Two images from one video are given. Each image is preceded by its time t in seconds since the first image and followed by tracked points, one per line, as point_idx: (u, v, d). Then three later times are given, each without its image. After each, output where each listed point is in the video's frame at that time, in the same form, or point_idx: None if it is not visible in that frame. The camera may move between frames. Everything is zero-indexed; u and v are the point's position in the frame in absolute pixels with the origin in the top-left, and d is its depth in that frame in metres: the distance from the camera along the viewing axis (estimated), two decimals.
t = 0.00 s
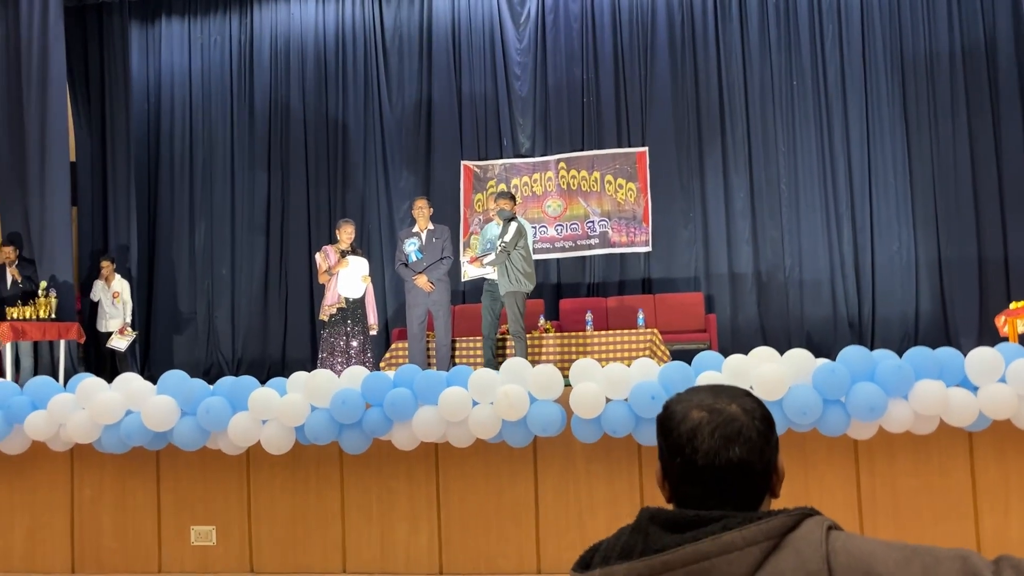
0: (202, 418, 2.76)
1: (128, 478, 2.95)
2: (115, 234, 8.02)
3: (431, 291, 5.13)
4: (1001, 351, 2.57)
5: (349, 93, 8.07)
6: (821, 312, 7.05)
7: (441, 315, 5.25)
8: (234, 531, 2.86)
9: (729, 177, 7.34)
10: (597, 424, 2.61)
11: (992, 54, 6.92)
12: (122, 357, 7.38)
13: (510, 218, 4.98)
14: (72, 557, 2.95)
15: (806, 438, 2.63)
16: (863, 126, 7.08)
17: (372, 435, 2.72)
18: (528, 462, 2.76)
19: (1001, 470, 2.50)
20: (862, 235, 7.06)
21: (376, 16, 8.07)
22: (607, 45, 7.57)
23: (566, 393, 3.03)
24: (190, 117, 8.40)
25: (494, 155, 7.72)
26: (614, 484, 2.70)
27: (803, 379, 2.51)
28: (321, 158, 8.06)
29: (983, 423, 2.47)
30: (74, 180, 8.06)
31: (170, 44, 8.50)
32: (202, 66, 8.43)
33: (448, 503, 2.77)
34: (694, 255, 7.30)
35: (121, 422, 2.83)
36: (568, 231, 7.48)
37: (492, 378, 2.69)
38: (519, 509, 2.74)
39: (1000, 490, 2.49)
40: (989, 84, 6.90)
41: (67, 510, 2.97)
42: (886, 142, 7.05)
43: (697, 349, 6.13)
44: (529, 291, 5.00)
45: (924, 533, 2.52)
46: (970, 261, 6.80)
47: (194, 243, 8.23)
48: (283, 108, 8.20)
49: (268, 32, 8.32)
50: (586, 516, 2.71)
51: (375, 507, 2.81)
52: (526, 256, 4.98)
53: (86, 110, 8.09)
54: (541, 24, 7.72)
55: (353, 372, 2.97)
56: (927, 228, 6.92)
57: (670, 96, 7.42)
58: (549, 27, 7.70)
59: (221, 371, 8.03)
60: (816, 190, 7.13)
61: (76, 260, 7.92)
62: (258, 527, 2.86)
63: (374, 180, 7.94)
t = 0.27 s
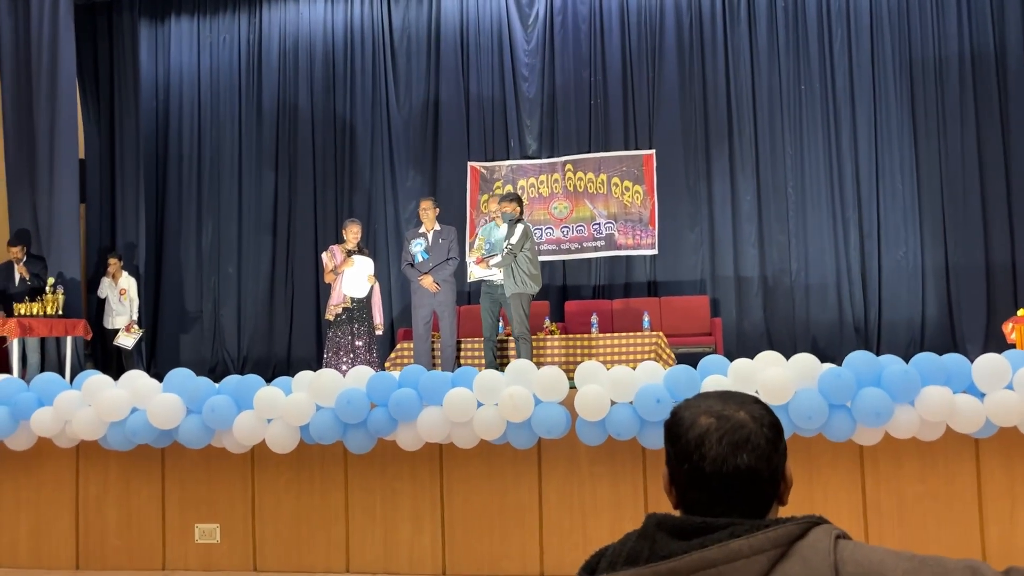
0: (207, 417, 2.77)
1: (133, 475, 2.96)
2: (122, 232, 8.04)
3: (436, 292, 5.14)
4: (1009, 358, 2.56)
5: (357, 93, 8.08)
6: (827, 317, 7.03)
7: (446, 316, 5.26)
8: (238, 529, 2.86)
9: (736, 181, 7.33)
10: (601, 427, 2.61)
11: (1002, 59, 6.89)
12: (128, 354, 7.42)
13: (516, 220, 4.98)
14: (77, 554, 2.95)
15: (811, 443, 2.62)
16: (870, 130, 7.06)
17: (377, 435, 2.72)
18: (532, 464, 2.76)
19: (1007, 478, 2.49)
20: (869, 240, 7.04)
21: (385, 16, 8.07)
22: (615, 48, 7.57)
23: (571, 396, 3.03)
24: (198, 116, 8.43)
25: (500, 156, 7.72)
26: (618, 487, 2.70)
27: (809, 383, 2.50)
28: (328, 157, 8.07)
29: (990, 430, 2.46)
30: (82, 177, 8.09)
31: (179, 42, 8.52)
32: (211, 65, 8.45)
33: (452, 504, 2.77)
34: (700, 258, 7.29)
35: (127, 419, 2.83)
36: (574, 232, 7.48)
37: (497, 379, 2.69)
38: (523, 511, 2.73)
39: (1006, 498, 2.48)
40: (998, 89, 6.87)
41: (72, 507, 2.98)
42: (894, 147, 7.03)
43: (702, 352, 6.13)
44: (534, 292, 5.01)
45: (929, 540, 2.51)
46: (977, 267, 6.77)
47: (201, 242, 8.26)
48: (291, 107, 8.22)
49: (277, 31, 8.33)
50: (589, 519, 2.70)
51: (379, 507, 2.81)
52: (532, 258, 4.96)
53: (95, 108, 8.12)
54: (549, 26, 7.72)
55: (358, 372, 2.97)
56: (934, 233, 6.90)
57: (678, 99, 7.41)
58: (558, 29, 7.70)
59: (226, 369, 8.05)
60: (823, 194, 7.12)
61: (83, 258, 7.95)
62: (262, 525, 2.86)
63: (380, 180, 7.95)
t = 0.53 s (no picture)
0: (212, 416, 2.78)
1: (138, 474, 2.97)
2: (130, 231, 8.07)
3: (441, 293, 5.14)
4: (1015, 365, 2.55)
5: (365, 94, 8.10)
6: (833, 322, 7.02)
7: (451, 317, 5.26)
8: (243, 529, 2.87)
9: (743, 184, 7.31)
10: (606, 430, 2.61)
11: (1011, 64, 6.87)
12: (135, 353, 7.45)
13: (520, 224, 5.02)
14: (81, 552, 2.96)
15: (816, 449, 2.61)
16: (878, 135, 7.04)
17: (381, 436, 2.72)
18: (536, 466, 2.76)
19: (1013, 485, 2.48)
20: (877, 245, 7.01)
21: (393, 18, 8.09)
22: (623, 51, 7.57)
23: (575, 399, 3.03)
24: (206, 116, 8.46)
25: (507, 158, 7.73)
26: (622, 490, 2.70)
27: (814, 389, 2.50)
28: (336, 158, 8.10)
29: (996, 437, 2.45)
30: (91, 176, 8.13)
31: (188, 43, 8.56)
32: (219, 66, 8.48)
33: (456, 506, 2.77)
34: (706, 262, 7.27)
35: (133, 418, 2.85)
36: (580, 235, 7.47)
37: (502, 381, 2.69)
38: (526, 512, 2.74)
39: (1012, 505, 2.47)
40: (1007, 95, 6.85)
41: (78, 505, 3.00)
42: (902, 151, 7.00)
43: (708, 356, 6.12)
44: (539, 295, 4.99)
45: (934, 547, 2.50)
46: (985, 273, 6.75)
47: (208, 241, 8.29)
48: (299, 108, 8.24)
49: (285, 31, 8.36)
50: (593, 522, 2.70)
51: (382, 508, 2.81)
52: (538, 260, 4.97)
53: (104, 107, 8.16)
54: (557, 28, 7.73)
55: (363, 373, 2.98)
56: (942, 239, 6.87)
57: (685, 103, 7.40)
58: (566, 31, 7.71)
59: (232, 368, 8.08)
60: (830, 199, 7.10)
61: (91, 256, 7.99)
62: (266, 525, 2.87)
63: (388, 181, 7.97)
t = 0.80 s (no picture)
0: (217, 419, 2.79)
1: (142, 476, 2.98)
2: (136, 233, 8.10)
3: (445, 298, 5.14)
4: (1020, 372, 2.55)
5: (370, 98, 8.11)
6: (837, 328, 7.00)
7: (455, 322, 5.27)
8: (246, 532, 2.87)
9: (748, 189, 7.30)
10: (610, 435, 2.61)
11: (1017, 70, 6.86)
12: (140, 355, 7.47)
13: (525, 228, 5.03)
14: (85, 554, 2.97)
15: (820, 455, 2.60)
16: (883, 140, 7.03)
17: (385, 440, 2.73)
18: (540, 471, 2.76)
19: (1017, 493, 2.47)
20: (882, 251, 7.00)
21: (399, 22, 8.12)
22: (628, 56, 7.58)
23: (579, 404, 3.03)
24: (212, 120, 8.49)
25: (512, 162, 7.74)
26: (625, 496, 2.69)
27: (818, 395, 2.50)
28: (341, 161, 8.12)
29: (1001, 445, 2.44)
30: (97, 179, 8.17)
31: (194, 46, 8.59)
32: (226, 69, 8.52)
33: (459, 511, 2.77)
34: (711, 267, 7.27)
35: (137, 420, 2.86)
36: (584, 239, 7.48)
37: (506, 386, 2.70)
38: (530, 517, 2.74)
39: (1017, 513, 2.46)
40: (1013, 101, 6.84)
41: (82, 507, 3.00)
42: (907, 157, 6.99)
43: (712, 361, 6.11)
44: (543, 300, 4.99)
45: (938, 555, 2.49)
46: (990, 279, 6.73)
47: (213, 244, 8.31)
48: (305, 111, 8.26)
49: (292, 35, 8.39)
50: (596, 528, 2.69)
51: (386, 513, 2.81)
52: (543, 266, 4.98)
53: (111, 110, 8.20)
54: (562, 33, 7.74)
55: (368, 377, 2.98)
56: (947, 245, 6.86)
57: (690, 108, 7.40)
58: (571, 36, 7.72)
59: (236, 371, 8.09)
60: (835, 204, 7.09)
61: (97, 258, 8.02)
62: (270, 528, 2.87)
63: (392, 185, 7.98)
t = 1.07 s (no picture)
0: (219, 424, 2.79)
1: (145, 481, 2.98)
2: (140, 237, 8.13)
3: (448, 302, 5.17)
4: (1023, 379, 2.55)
5: (374, 103, 8.13)
6: (841, 333, 6.99)
7: (458, 326, 5.28)
8: (249, 537, 2.87)
9: (751, 194, 7.30)
10: (612, 441, 2.60)
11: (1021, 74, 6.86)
12: (143, 359, 7.49)
13: (530, 232, 5.01)
14: (88, 558, 2.97)
15: (823, 461, 2.59)
16: (887, 145, 7.03)
17: (387, 445, 2.73)
18: (542, 476, 2.75)
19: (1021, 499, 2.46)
20: (885, 255, 6.98)
21: (402, 27, 8.14)
22: (631, 60, 7.59)
23: (581, 410, 3.03)
24: (216, 125, 8.51)
25: (516, 167, 7.75)
26: (627, 501, 2.69)
27: (821, 402, 2.49)
28: (345, 166, 8.14)
29: (1005, 451, 2.44)
30: (102, 184, 8.20)
31: (199, 51, 8.63)
32: (231, 74, 8.55)
33: (461, 516, 2.77)
34: (714, 272, 7.26)
35: (140, 425, 2.86)
36: (588, 244, 7.48)
37: (508, 391, 2.70)
38: (532, 523, 2.73)
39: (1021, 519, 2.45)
40: (1017, 106, 6.83)
41: (84, 512, 3.00)
42: (911, 161, 6.98)
43: (715, 366, 6.10)
44: (546, 305, 4.99)
45: (942, 561, 2.47)
46: (994, 285, 6.72)
47: (217, 248, 8.33)
48: (309, 116, 8.28)
49: (296, 40, 8.41)
50: (599, 533, 2.69)
51: (388, 518, 2.81)
52: (546, 270, 4.95)
53: (116, 115, 8.24)
54: (566, 38, 7.75)
55: (370, 383, 2.99)
56: (950, 250, 6.84)
57: (694, 113, 7.40)
58: (575, 41, 7.73)
59: (240, 375, 8.11)
60: (839, 209, 7.08)
61: (101, 263, 8.05)
62: (272, 533, 2.87)
63: (396, 189, 8.00)
